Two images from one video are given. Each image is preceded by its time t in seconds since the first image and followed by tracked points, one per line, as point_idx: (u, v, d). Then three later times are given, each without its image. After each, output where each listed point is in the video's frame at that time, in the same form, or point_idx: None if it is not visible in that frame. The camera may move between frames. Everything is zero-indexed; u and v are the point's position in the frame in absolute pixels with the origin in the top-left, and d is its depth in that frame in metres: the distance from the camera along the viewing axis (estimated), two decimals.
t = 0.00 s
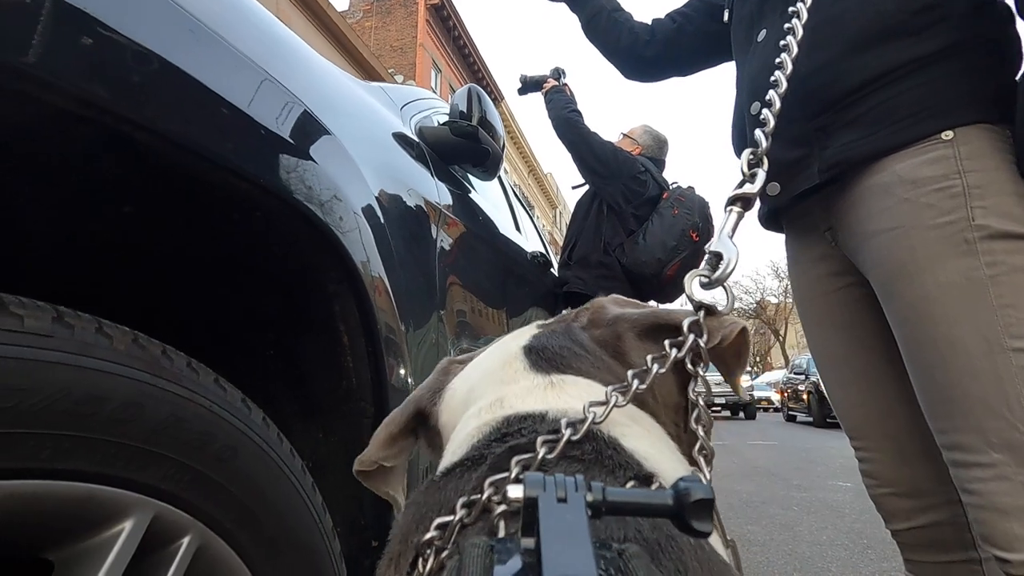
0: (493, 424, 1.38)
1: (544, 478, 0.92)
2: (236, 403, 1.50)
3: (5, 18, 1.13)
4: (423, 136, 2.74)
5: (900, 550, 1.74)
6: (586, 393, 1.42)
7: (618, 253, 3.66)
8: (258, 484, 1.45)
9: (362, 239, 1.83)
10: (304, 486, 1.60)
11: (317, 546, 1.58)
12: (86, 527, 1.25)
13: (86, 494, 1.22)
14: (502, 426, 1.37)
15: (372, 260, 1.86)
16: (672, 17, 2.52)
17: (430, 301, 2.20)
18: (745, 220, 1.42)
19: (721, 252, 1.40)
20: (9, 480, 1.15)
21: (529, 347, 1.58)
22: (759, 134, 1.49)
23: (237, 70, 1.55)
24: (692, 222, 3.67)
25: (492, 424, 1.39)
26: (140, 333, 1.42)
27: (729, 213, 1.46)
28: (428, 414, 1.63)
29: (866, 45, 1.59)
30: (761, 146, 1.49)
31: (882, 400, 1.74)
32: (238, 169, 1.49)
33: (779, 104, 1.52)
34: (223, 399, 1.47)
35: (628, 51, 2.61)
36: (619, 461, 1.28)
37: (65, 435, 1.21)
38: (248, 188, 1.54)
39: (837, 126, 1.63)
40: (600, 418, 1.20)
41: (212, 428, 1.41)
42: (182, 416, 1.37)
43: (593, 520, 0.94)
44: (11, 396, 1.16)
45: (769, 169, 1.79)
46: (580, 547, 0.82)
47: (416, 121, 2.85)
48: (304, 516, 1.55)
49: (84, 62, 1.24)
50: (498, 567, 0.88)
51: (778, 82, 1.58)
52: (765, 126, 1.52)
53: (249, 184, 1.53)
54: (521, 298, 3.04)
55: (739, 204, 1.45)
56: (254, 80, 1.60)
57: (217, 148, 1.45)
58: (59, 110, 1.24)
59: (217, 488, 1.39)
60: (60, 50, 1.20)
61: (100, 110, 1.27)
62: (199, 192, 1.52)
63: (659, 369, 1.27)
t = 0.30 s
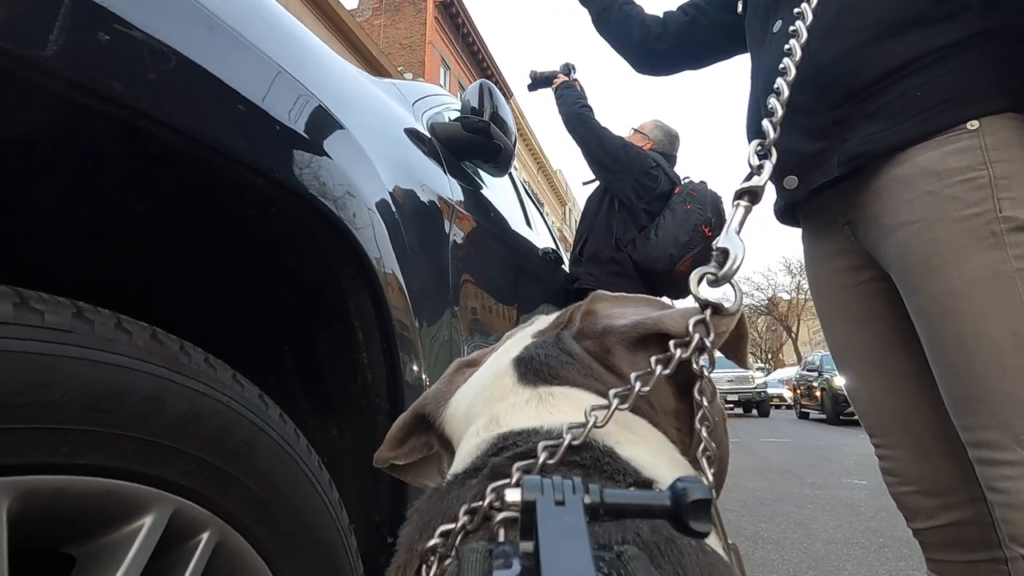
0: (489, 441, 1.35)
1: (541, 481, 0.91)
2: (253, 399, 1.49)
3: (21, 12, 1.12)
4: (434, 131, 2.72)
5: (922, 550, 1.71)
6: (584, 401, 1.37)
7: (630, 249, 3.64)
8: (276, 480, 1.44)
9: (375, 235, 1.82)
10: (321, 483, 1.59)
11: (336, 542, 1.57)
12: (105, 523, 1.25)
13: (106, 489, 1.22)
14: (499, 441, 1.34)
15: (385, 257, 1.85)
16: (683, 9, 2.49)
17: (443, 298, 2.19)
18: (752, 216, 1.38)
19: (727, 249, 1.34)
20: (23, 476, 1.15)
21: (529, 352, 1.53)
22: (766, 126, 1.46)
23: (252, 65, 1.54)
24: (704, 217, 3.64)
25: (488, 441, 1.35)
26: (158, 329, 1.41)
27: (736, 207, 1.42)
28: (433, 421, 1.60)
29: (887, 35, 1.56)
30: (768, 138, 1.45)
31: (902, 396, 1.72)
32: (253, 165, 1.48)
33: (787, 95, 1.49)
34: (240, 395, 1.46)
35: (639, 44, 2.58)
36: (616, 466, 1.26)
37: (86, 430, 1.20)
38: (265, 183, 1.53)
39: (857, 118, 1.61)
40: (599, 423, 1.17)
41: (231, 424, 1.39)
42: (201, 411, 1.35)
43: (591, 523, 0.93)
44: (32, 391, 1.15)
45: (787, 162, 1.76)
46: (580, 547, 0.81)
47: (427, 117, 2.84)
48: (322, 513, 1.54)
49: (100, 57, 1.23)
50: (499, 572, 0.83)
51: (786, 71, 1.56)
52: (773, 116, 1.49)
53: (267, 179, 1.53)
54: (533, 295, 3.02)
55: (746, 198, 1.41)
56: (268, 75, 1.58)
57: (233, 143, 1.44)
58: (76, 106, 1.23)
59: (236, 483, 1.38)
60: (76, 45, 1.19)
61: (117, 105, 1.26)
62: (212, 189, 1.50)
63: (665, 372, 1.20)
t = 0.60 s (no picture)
0: (494, 438, 1.35)
1: (548, 475, 0.91)
2: (261, 399, 1.49)
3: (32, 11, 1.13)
4: (439, 132, 2.73)
5: (929, 550, 1.71)
6: (590, 394, 1.35)
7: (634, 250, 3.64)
8: (285, 480, 1.44)
9: (381, 235, 1.81)
10: (329, 483, 1.59)
11: (344, 541, 1.57)
12: (115, 522, 1.25)
13: (116, 488, 1.22)
14: (504, 438, 1.33)
15: (391, 258, 1.84)
16: (686, 10, 2.49)
17: (448, 298, 2.19)
18: (760, 207, 1.37)
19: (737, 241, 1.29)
20: (28, 474, 1.14)
21: (533, 341, 1.48)
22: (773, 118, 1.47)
23: (260, 64, 1.54)
24: (708, 217, 3.65)
25: (493, 438, 1.35)
26: (167, 328, 1.41)
27: (745, 199, 1.41)
28: (442, 414, 1.61)
29: (891, 35, 1.56)
30: (776, 130, 1.46)
31: (909, 395, 1.71)
32: (261, 165, 1.48)
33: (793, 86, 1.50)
34: (249, 394, 1.46)
35: (641, 46, 2.58)
36: (622, 459, 1.26)
37: (97, 429, 1.20)
38: (272, 183, 1.53)
39: (862, 117, 1.61)
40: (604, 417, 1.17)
41: (240, 422, 1.39)
42: (210, 410, 1.35)
43: (599, 516, 0.93)
44: (44, 389, 1.15)
45: (791, 162, 1.76)
46: (586, 541, 0.80)
47: (431, 118, 2.84)
48: (329, 513, 1.53)
49: (109, 55, 1.24)
50: (505, 562, 0.87)
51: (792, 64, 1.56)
52: (781, 108, 1.49)
53: (276, 178, 1.53)
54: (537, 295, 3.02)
55: (754, 189, 1.40)
56: (275, 74, 1.59)
57: (241, 142, 1.44)
58: (86, 103, 1.24)
59: (244, 483, 1.37)
60: (86, 44, 1.20)
61: (126, 104, 1.27)
62: (218, 188, 1.50)
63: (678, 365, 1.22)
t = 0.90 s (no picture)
0: (497, 437, 1.35)
1: (549, 475, 0.92)
2: (263, 400, 1.49)
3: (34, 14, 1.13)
4: (438, 134, 2.73)
5: (929, 552, 1.71)
6: (594, 393, 1.35)
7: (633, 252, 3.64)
8: (286, 482, 1.44)
9: (381, 237, 1.81)
10: (330, 485, 1.59)
11: (345, 543, 1.57)
12: (117, 523, 1.25)
13: (118, 490, 1.22)
14: (505, 438, 1.34)
15: (391, 260, 1.84)
16: (686, 14, 2.49)
17: (448, 301, 2.19)
18: (766, 211, 1.37)
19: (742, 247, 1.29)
20: (28, 476, 1.14)
21: (535, 341, 1.48)
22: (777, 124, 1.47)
23: (261, 65, 1.55)
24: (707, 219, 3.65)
25: (496, 437, 1.36)
26: (168, 330, 1.41)
27: (750, 204, 1.41)
28: (444, 409, 1.61)
29: (888, 37, 1.57)
30: (780, 136, 1.47)
31: (908, 395, 1.72)
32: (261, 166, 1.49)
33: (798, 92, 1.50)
34: (251, 396, 1.46)
35: (641, 49, 2.58)
36: (625, 458, 1.26)
37: (99, 430, 1.20)
38: (272, 185, 1.53)
39: (859, 119, 1.61)
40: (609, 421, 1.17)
41: (242, 423, 1.39)
42: (212, 412, 1.35)
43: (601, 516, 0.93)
44: (46, 391, 1.15)
45: (789, 164, 1.76)
46: (586, 544, 0.80)
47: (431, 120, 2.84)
48: (330, 515, 1.54)
49: (109, 59, 1.24)
50: (506, 564, 0.87)
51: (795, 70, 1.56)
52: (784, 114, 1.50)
53: (276, 181, 1.53)
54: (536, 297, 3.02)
55: (760, 195, 1.41)
56: (275, 76, 1.59)
57: (242, 144, 1.44)
58: (87, 105, 1.24)
59: (246, 485, 1.38)
60: (86, 48, 1.20)
61: (126, 106, 1.27)
62: (219, 190, 1.51)
63: (683, 368, 1.23)
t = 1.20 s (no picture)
0: (494, 436, 1.36)
1: (547, 476, 0.92)
2: (262, 401, 1.49)
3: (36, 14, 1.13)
4: (437, 135, 2.73)
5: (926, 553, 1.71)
6: (594, 390, 1.36)
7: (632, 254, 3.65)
8: (286, 482, 1.45)
9: (380, 237, 1.82)
10: (329, 487, 1.59)
11: (345, 544, 1.57)
12: (116, 524, 1.26)
13: (117, 491, 1.23)
14: (503, 437, 1.34)
15: (390, 260, 1.84)
16: (689, 16, 2.50)
17: (447, 302, 2.20)
18: (759, 214, 1.37)
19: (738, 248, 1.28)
20: (27, 476, 1.14)
21: (534, 337, 1.49)
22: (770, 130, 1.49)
23: (260, 66, 1.55)
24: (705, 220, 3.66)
25: (493, 436, 1.36)
26: (168, 330, 1.41)
27: (744, 206, 1.39)
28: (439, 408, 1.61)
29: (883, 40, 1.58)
30: (772, 140, 1.49)
31: (907, 396, 1.72)
32: (262, 169, 1.50)
33: (790, 97, 1.53)
34: (250, 397, 1.46)
35: (644, 51, 2.59)
36: (629, 459, 1.26)
37: (99, 431, 1.21)
38: (270, 186, 1.53)
39: (854, 121, 1.62)
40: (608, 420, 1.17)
41: (242, 425, 1.40)
42: (212, 413, 1.36)
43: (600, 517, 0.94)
44: (47, 392, 1.16)
45: (786, 165, 1.77)
46: (582, 546, 0.80)
47: (430, 121, 2.84)
48: (330, 516, 1.54)
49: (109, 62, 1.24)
50: (505, 564, 0.87)
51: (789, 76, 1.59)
52: (777, 119, 1.52)
53: (273, 181, 1.53)
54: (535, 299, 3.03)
55: (754, 198, 1.42)
56: (275, 78, 1.59)
57: (240, 145, 1.45)
58: (88, 107, 1.25)
59: (245, 487, 1.38)
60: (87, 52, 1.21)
61: (126, 107, 1.28)
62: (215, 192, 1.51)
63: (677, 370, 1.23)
